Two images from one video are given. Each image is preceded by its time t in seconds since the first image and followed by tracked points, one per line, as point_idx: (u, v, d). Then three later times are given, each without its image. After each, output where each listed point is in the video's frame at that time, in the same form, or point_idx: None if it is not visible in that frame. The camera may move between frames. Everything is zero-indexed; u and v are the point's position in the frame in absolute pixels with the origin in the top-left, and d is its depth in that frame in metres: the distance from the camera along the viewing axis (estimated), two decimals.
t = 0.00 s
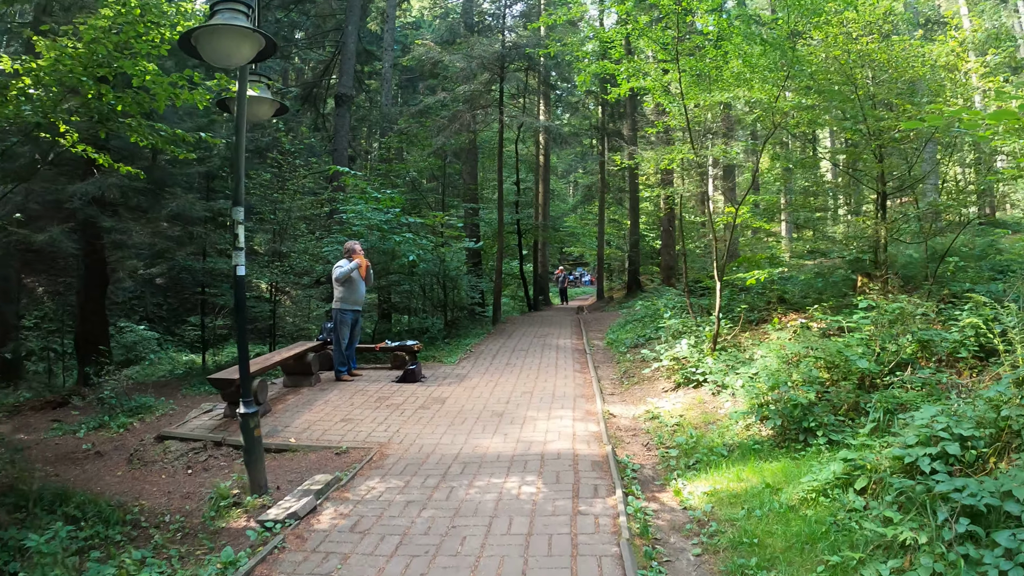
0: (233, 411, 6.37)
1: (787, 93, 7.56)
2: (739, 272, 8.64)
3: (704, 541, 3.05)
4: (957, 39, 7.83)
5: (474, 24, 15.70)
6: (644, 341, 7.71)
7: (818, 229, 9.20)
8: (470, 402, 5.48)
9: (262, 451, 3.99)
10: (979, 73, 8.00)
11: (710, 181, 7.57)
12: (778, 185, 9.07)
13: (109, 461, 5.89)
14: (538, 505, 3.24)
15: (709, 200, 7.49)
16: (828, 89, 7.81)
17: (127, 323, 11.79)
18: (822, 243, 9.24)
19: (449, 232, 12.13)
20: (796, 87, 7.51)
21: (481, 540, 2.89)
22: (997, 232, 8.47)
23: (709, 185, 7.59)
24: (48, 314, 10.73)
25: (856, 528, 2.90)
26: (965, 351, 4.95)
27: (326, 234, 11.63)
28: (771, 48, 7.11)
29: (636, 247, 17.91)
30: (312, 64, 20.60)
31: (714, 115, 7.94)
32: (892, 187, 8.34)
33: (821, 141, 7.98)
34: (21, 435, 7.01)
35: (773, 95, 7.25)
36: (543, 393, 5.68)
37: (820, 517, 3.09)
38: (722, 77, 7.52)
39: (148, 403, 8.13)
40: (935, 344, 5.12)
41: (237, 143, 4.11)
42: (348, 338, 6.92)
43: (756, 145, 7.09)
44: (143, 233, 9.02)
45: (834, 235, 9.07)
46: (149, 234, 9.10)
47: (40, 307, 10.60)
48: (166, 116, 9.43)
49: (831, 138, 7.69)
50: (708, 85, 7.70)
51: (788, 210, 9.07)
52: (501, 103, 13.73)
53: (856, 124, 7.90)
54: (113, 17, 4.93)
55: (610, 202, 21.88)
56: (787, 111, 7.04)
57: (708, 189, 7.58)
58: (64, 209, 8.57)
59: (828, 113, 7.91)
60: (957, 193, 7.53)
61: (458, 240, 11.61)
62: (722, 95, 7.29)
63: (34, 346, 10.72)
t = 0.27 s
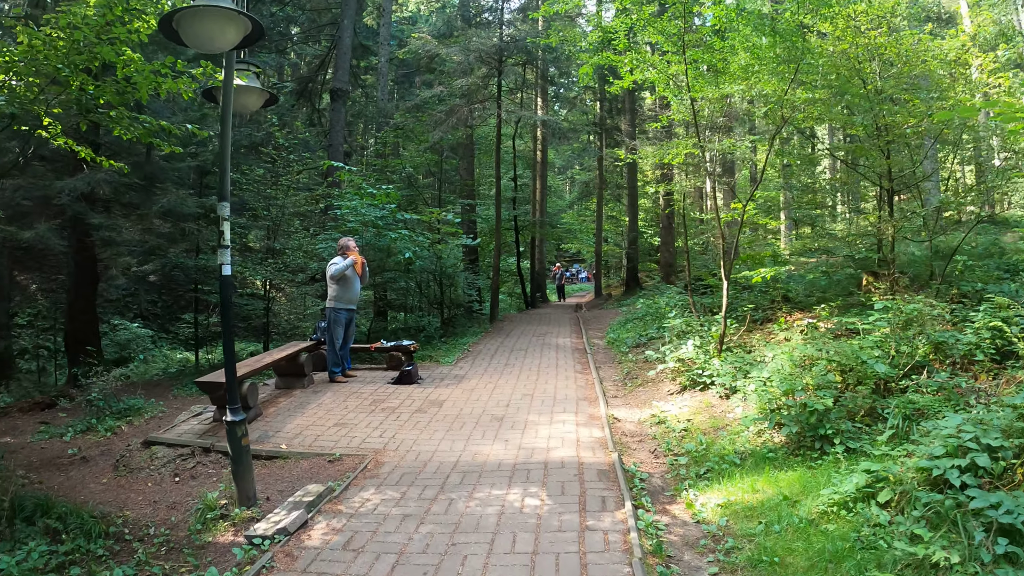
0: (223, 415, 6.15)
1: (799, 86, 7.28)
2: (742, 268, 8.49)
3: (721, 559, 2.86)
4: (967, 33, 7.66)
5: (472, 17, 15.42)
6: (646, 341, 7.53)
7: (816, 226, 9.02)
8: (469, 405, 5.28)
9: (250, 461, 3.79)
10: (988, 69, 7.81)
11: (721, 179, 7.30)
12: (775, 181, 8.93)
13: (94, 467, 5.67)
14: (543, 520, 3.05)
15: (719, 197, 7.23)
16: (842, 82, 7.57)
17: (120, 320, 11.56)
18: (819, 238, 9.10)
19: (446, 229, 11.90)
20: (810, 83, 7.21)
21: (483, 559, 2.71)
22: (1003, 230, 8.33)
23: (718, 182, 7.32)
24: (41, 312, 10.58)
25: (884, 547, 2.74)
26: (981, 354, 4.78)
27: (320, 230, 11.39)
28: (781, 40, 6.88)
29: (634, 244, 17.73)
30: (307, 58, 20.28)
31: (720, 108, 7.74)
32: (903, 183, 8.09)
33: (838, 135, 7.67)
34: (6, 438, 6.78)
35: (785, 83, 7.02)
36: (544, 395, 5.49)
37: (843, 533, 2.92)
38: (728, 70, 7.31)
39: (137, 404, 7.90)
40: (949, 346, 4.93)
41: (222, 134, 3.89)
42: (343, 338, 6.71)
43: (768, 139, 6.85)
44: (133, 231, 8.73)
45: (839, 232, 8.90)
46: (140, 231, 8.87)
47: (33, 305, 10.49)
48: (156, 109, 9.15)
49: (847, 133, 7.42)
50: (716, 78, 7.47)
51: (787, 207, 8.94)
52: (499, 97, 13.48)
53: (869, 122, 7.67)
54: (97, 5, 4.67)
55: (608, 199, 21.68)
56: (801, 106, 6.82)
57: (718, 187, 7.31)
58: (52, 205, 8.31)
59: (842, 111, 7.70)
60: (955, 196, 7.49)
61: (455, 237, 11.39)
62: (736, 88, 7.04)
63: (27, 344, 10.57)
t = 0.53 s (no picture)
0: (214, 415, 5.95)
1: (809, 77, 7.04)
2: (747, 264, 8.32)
3: (741, 573, 2.69)
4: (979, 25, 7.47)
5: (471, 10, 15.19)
6: (649, 339, 7.35)
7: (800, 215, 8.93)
8: (469, 405, 5.09)
9: (238, 466, 3.60)
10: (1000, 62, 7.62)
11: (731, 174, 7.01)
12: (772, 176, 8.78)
13: (81, 469, 5.47)
14: (550, 530, 2.87)
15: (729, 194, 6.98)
16: (855, 73, 7.25)
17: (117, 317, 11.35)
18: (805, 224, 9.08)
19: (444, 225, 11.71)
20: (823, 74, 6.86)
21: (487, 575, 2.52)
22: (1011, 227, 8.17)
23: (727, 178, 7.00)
24: (36, 309, 10.36)
25: (915, 559, 2.57)
26: (998, 353, 4.59)
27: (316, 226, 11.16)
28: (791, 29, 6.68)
29: (634, 241, 17.55)
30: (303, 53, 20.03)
31: (728, 101, 7.53)
32: (912, 177, 7.86)
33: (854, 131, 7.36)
34: None
35: (797, 68, 6.63)
36: (546, 395, 5.30)
37: (869, 543, 2.75)
38: (736, 60, 7.10)
39: (128, 404, 7.69)
40: (966, 346, 4.73)
41: (209, 120, 3.67)
42: (339, 336, 6.50)
43: (777, 133, 6.49)
44: (124, 226, 8.48)
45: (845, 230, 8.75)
46: (132, 227, 8.59)
47: (28, 302, 10.27)
48: (148, 100, 8.91)
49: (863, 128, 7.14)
50: (724, 69, 7.26)
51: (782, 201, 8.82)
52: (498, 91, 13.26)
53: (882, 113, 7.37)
54: None
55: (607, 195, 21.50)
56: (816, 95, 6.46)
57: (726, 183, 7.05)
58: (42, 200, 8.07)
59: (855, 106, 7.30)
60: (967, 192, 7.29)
61: (453, 233, 11.18)
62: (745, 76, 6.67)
63: (21, 342, 10.36)
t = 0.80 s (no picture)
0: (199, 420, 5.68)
1: (816, 70, 6.81)
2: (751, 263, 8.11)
3: None
4: (989, 18, 7.25)
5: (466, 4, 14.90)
6: (650, 340, 7.14)
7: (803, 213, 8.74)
8: (464, 410, 4.85)
9: (219, 478, 3.36)
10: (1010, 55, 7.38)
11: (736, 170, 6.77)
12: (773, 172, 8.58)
13: (59, 478, 5.19)
14: (554, 551, 2.64)
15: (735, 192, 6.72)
16: (863, 66, 7.00)
17: (108, 317, 11.03)
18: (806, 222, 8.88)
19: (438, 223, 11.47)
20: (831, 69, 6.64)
21: None
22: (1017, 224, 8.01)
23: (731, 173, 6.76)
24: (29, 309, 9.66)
25: None
26: (1018, 356, 4.32)
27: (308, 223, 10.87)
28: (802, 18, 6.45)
29: (631, 239, 17.32)
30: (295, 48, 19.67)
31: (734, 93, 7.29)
32: (919, 174, 7.66)
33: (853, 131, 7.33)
34: None
35: (804, 60, 6.37)
36: (545, 399, 5.07)
37: (898, 564, 2.55)
38: (743, 50, 6.85)
39: (112, 407, 7.39)
40: (983, 348, 4.46)
41: (186, 109, 3.40)
42: (329, 337, 6.23)
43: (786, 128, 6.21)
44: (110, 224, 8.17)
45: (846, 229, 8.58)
46: (117, 224, 8.35)
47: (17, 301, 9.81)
48: (133, 93, 8.60)
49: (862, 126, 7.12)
50: (729, 61, 7.02)
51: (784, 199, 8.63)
52: (494, 86, 12.99)
53: (894, 107, 7.08)
54: None
55: (603, 193, 21.29)
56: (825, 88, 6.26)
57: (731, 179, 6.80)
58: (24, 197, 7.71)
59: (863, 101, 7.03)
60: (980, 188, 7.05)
61: (447, 231, 10.91)
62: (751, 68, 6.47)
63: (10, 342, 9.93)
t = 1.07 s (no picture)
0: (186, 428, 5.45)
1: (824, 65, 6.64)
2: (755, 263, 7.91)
3: None
4: (999, 12, 7.07)
5: None
6: (653, 342, 6.95)
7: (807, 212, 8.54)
8: (462, 417, 4.64)
9: (201, 497, 3.14)
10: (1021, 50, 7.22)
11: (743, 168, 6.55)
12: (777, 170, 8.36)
13: (40, 489, 4.96)
14: None
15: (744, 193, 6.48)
16: (872, 61, 6.83)
17: (100, 317, 10.78)
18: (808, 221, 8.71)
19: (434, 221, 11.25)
20: (848, 62, 6.37)
21: None
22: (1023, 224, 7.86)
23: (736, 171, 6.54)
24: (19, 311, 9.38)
25: None
26: None
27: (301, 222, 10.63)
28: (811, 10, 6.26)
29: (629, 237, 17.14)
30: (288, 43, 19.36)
31: (740, 88, 7.10)
32: (925, 173, 7.50)
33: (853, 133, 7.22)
34: None
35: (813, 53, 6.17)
36: (546, 405, 4.87)
37: None
38: (750, 44, 6.65)
39: (98, 412, 7.16)
40: (1001, 354, 4.29)
41: (163, 100, 3.16)
42: (321, 340, 6.00)
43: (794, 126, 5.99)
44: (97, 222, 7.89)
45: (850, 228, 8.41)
46: (105, 223, 8.05)
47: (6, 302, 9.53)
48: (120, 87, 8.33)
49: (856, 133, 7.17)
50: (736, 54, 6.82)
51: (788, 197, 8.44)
52: (491, 82, 12.75)
53: (906, 102, 6.86)
54: None
55: (600, 191, 21.10)
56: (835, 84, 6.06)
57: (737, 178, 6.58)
58: (8, 195, 7.44)
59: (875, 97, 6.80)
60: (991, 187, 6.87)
61: (443, 229, 10.68)
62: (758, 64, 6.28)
63: None
